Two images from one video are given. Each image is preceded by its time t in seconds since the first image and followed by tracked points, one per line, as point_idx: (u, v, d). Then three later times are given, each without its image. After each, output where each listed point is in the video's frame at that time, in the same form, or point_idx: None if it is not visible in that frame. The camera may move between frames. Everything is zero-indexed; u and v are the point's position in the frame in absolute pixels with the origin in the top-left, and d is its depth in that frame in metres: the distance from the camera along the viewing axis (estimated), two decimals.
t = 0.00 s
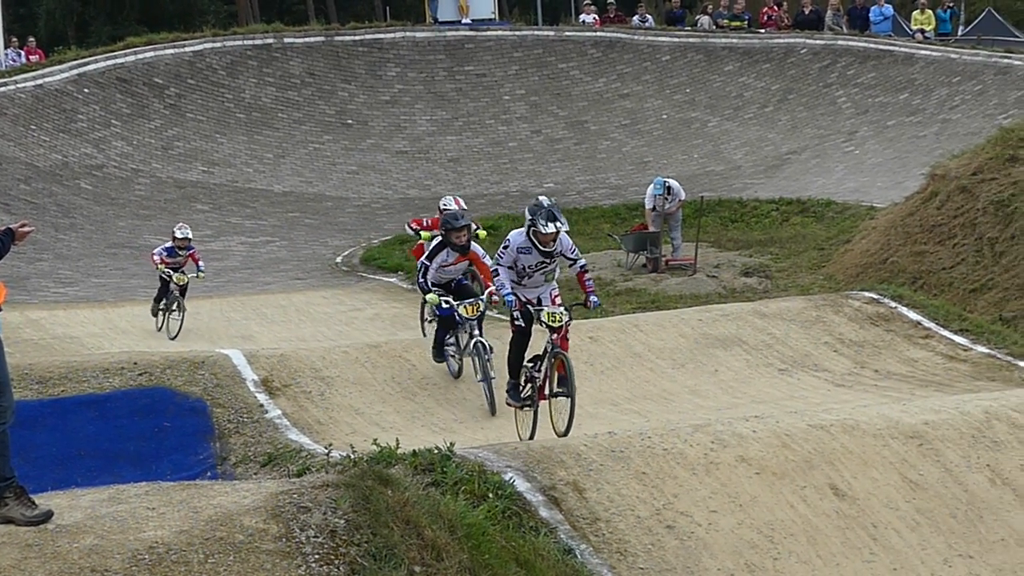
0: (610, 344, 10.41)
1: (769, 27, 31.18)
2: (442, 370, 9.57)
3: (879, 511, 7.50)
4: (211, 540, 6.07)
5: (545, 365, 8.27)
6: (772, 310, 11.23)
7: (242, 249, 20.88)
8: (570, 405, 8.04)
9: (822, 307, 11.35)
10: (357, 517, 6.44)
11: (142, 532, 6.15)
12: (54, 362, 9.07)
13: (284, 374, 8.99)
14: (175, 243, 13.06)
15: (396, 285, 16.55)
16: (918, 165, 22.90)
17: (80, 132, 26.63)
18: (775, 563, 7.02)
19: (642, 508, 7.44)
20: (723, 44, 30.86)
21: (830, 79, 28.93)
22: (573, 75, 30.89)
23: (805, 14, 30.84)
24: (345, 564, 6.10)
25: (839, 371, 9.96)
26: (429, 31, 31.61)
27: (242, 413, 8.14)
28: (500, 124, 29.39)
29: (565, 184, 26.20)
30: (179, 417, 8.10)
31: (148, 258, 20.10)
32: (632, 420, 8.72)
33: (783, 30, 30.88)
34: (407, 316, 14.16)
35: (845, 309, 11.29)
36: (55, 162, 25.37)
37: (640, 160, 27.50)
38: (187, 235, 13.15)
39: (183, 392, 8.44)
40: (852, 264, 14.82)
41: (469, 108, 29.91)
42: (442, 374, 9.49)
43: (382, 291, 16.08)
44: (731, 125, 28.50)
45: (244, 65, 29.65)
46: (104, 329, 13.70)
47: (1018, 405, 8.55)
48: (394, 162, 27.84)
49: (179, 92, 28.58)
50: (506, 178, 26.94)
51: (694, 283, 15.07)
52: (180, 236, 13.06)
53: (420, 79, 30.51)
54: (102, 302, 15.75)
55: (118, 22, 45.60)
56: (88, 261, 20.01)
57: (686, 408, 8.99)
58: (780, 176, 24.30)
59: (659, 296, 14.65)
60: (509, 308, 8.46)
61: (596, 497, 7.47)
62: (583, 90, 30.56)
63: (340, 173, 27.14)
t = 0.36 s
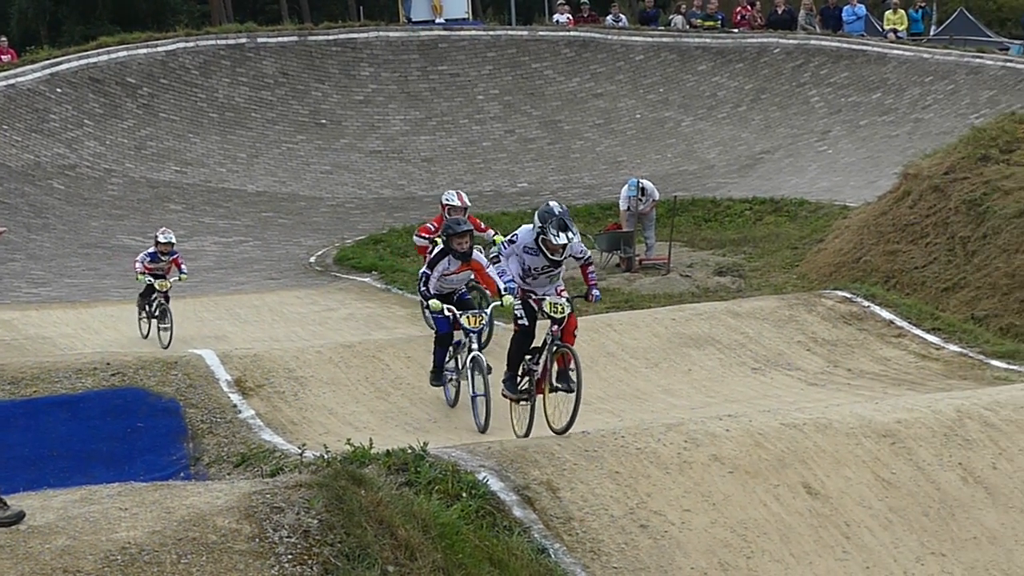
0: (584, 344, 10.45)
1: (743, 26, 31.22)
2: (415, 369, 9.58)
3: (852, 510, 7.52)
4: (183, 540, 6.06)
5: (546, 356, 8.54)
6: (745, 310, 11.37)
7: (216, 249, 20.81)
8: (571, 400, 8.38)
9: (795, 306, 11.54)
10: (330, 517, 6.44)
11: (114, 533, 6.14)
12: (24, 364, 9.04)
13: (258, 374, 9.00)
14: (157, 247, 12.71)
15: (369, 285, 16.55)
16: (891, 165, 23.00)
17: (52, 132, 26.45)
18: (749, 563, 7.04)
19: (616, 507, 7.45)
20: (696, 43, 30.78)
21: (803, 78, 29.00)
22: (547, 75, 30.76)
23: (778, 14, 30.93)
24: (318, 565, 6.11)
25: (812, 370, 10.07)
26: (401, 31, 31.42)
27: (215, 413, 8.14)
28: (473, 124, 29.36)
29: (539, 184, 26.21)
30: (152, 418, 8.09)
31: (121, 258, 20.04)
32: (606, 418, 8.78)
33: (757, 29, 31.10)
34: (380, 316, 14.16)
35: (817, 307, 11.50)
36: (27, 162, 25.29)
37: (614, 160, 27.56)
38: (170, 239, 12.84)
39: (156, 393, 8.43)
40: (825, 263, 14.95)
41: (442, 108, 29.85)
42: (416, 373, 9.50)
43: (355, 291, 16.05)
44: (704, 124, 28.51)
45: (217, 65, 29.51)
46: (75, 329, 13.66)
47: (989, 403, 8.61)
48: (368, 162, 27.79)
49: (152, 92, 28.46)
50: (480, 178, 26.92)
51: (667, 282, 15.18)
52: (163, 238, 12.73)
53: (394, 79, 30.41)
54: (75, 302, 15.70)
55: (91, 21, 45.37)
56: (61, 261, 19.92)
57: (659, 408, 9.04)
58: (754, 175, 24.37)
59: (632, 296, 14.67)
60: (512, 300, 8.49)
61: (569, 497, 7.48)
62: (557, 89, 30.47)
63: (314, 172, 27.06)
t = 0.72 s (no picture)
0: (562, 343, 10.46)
1: (720, 24, 31.10)
2: (393, 368, 9.57)
3: (831, 507, 7.54)
4: (162, 539, 6.05)
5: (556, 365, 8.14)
6: (722, 308, 11.44)
7: (193, 248, 20.74)
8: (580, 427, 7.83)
9: (773, 303, 11.64)
10: (309, 516, 6.44)
11: (93, 533, 6.13)
12: None
13: (236, 374, 9.00)
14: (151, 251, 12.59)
15: (348, 283, 16.56)
16: (868, 163, 23.10)
17: (29, 131, 26.26)
18: (727, 559, 7.06)
19: (595, 505, 7.46)
20: (673, 41, 30.74)
21: (780, 76, 29.01)
22: (524, 74, 30.72)
23: (754, 12, 30.84)
24: (297, 563, 6.11)
25: (790, 367, 10.15)
26: (378, 30, 31.35)
27: (193, 413, 8.13)
28: (451, 123, 29.35)
29: (516, 182, 26.20)
30: (130, 418, 8.08)
31: (98, 258, 19.97)
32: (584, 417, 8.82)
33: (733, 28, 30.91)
34: (358, 316, 14.14)
35: (795, 305, 11.62)
36: (3, 162, 25.17)
37: (592, 158, 27.60)
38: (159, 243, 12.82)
39: (134, 392, 8.42)
40: (802, 261, 15.08)
41: (420, 106, 29.77)
42: (394, 373, 9.49)
43: (333, 291, 16.02)
44: (682, 122, 28.52)
45: (194, 64, 29.41)
46: (52, 329, 13.61)
47: (966, 399, 8.65)
48: (345, 161, 27.72)
49: (128, 91, 28.31)
50: (457, 177, 26.92)
51: (646, 280, 15.24)
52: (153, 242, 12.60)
53: (371, 77, 30.31)
54: (52, 302, 15.64)
55: (68, 21, 45.13)
56: (37, 261, 19.81)
57: (638, 406, 9.06)
58: (732, 173, 24.42)
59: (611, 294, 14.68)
60: (524, 306, 8.17)
61: (548, 495, 7.50)
62: (534, 87, 30.40)
63: (291, 172, 26.99)
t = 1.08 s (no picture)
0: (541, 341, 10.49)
1: (699, 23, 30.94)
2: (372, 367, 9.57)
3: (809, 505, 7.55)
4: (140, 539, 6.05)
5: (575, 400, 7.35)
6: (701, 306, 11.48)
7: (172, 247, 20.67)
8: (598, 483, 7.38)
9: (751, 302, 11.67)
10: (287, 516, 6.43)
11: (71, 533, 6.12)
12: None
13: (215, 374, 9.00)
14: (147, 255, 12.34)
15: (327, 283, 16.56)
16: (846, 162, 23.20)
17: (6, 132, 26.07)
18: (706, 557, 7.07)
19: (574, 504, 7.48)
20: (652, 40, 30.58)
21: (759, 75, 28.91)
22: (504, 73, 30.58)
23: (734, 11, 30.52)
24: (274, 563, 6.10)
25: (769, 365, 10.24)
26: (358, 29, 31.14)
27: (172, 412, 8.12)
28: (430, 122, 29.30)
29: (495, 182, 26.16)
30: (108, 417, 8.07)
31: (76, 258, 19.93)
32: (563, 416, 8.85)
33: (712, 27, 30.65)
34: (337, 315, 14.15)
35: (774, 304, 11.67)
36: None
37: (571, 157, 27.57)
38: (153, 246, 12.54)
39: (113, 392, 8.40)
40: (782, 260, 15.25)
41: (399, 105, 29.71)
42: (372, 372, 9.50)
43: (312, 290, 16.02)
44: (661, 121, 28.49)
45: (172, 63, 29.31)
46: (31, 329, 13.60)
47: (944, 397, 8.67)
48: (325, 160, 27.66)
49: (106, 90, 28.22)
50: (437, 176, 26.96)
51: (626, 279, 15.30)
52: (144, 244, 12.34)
53: (350, 76, 30.18)
54: (30, 302, 15.61)
55: (46, 20, 44.92)
56: (15, 261, 19.72)
57: (617, 406, 9.09)
58: (710, 172, 24.46)
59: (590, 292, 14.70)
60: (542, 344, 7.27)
61: (526, 494, 7.52)
62: (514, 86, 30.26)
63: (270, 172, 26.91)
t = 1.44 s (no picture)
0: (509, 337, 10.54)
1: (666, 19, 30.73)
2: (339, 364, 9.60)
3: (776, 501, 7.57)
4: (106, 538, 6.05)
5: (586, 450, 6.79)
6: (668, 302, 11.54)
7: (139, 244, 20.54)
8: (613, 547, 6.82)
9: (717, 297, 11.72)
10: (254, 513, 6.42)
11: (36, 531, 6.11)
12: None
13: (181, 371, 8.99)
14: (127, 260, 12.09)
15: (293, 281, 16.51)
16: (813, 158, 23.36)
17: None
18: (674, 553, 7.06)
19: (541, 501, 7.53)
20: (619, 37, 30.23)
21: (725, 72, 28.46)
22: (470, 69, 30.15)
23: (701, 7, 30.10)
24: (241, 561, 6.10)
25: (735, 362, 10.35)
26: (324, 25, 30.40)
27: (138, 411, 8.11)
28: (396, 118, 28.60)
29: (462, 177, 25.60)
30: (74, 416, 8.05)
31: (42, 256, 19.77)
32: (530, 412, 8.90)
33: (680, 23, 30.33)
34: (305, 313, 14.11)
35: (740, 299, 11.76)
36: None
37: (538, 154, 26.88)
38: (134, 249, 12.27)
39: (78, 391, 8.38)
40: (748, 256, 15.37)
41: (365, 102, 28.99)
42: (339, 368, 9.53)
43: (279, 287, 15.97)
44: (629, 117, 27.98)
45: (138, 60, 28.48)
46: None
47: (909, 392, 8.69)
48: (291, 157, 26.80)
49: (72, 87, 27.14)
50: (404, 173, 26.20)
51: (593, 275, 15.36)
52: (125, 247, 12.05)
53: (317, 73, 29.47)
54: None
55: (11, 16, 44.51)
56: None
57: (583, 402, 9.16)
58: (677, 168, 24.46)
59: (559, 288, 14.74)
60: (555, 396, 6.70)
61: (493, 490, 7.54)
62: (480, 83, 29.85)
63: (236, 168, 26.11)
